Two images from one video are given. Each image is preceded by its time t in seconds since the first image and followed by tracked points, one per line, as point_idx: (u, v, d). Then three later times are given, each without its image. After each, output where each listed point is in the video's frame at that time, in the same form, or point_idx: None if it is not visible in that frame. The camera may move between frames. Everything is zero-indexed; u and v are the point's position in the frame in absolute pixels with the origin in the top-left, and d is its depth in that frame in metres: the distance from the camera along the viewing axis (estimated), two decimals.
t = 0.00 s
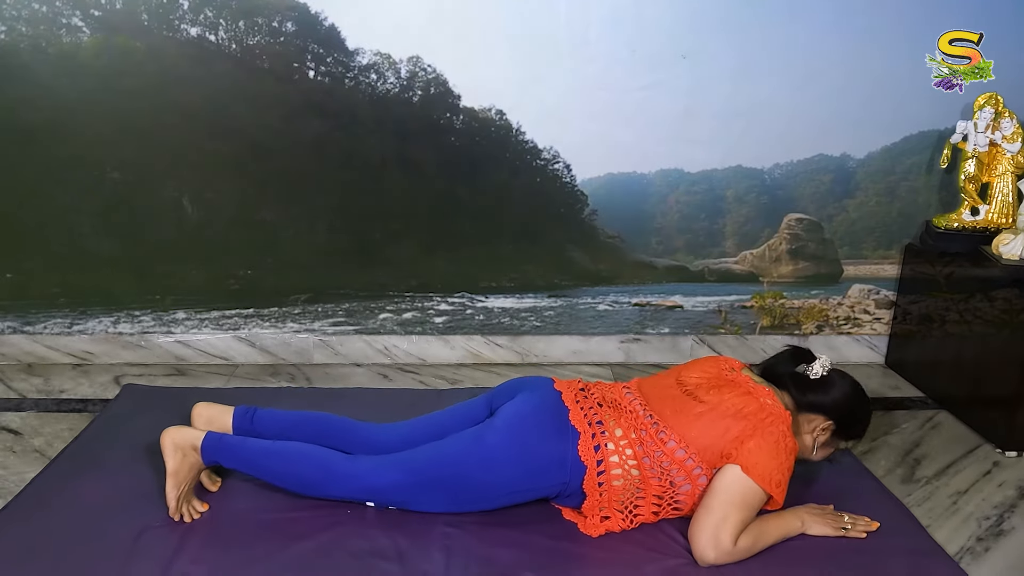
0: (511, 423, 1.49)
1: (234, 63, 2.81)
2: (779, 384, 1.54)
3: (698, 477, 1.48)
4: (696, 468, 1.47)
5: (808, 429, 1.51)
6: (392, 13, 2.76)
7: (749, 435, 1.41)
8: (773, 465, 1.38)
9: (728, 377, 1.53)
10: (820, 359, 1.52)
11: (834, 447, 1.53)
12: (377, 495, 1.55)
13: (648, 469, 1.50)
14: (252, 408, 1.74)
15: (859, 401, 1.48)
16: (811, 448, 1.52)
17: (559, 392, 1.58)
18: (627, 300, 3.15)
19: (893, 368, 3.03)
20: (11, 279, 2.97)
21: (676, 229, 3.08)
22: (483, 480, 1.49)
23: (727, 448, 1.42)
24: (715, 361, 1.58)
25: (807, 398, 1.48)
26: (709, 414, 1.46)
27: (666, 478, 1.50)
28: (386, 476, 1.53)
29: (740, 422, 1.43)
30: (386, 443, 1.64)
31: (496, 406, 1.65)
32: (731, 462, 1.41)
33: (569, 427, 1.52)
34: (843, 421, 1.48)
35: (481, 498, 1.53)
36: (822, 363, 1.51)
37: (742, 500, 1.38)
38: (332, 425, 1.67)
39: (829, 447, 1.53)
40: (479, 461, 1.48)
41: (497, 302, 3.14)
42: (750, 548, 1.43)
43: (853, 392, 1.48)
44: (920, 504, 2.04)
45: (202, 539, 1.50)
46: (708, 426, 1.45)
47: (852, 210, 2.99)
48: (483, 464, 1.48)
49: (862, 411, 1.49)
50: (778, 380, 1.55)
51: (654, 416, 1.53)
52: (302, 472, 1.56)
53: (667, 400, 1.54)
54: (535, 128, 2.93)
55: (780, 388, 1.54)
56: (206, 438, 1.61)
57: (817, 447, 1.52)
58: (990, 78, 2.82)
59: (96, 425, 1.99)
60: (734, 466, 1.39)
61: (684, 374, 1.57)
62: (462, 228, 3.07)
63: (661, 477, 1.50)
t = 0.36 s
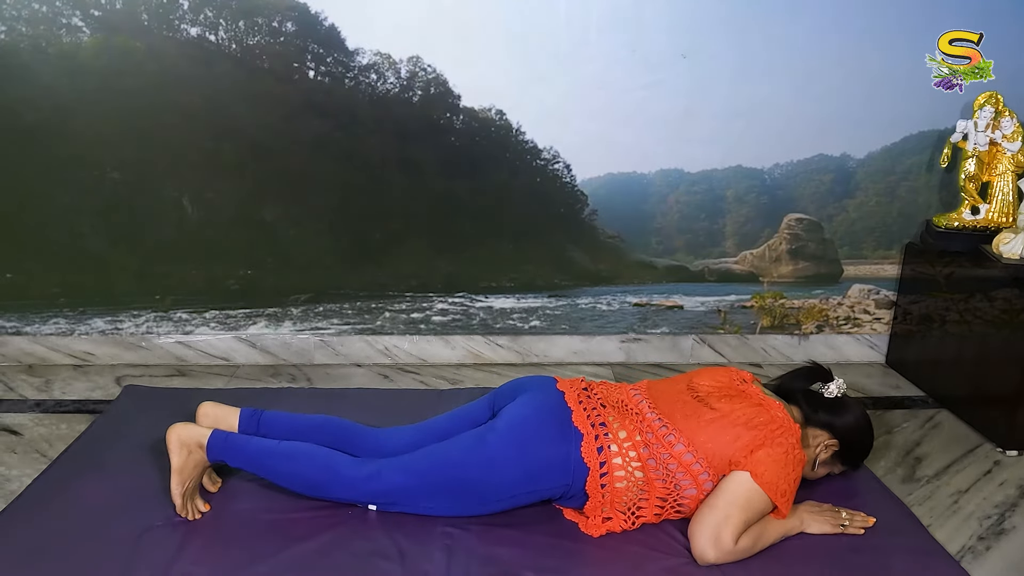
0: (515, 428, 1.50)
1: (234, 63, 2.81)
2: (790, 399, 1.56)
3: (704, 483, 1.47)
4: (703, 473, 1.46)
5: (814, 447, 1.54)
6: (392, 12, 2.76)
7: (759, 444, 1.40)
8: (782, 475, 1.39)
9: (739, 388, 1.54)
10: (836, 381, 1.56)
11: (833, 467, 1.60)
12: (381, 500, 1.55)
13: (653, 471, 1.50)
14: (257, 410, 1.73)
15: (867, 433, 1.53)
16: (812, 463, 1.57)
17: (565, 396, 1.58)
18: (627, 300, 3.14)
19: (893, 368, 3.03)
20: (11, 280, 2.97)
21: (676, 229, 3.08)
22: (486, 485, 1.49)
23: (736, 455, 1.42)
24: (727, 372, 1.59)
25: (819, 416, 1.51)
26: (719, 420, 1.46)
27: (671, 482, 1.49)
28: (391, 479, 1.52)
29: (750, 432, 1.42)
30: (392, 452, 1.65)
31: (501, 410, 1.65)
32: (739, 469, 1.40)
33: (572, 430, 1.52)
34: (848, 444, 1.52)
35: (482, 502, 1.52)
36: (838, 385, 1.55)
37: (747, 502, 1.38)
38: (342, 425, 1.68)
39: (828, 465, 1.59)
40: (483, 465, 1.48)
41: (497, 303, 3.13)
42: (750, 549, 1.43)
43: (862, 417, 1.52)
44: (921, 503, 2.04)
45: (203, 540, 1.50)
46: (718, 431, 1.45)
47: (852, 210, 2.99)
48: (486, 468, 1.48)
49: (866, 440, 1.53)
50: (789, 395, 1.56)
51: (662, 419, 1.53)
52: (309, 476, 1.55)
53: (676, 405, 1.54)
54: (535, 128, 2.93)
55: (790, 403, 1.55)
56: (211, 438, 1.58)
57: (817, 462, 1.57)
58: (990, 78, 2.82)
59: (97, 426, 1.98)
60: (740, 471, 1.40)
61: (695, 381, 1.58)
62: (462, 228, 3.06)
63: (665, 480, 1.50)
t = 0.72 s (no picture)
0: (515, 428, 1.50)
1: (234, 63, 2.81)
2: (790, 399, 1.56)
3: (704, 483, 1.47)
4: (703, 473, 1.46)
5: (814, 447, 1.54)
6: (392, 12, 2.76)
7: (759, 444, 1.40)
8: (782, 475, 1.39)
9: (740, 389, 1.54)
10: (836, 381, 1.56)
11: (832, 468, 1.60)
12: (382, 501, 1.55)
13: (653, 470, 1.50)
14: (256, 410, 1.73)
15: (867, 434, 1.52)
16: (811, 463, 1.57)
17: (564, 396, 1.58)
18: (627, 300, 3.14)
19: (893, 368, 3.02)
20: (11, 281, 2.97)
21: (676, 229, 3.07)
22: (486, 485, 1.49)
23: (736, 455, 1.42)
24: (727, 372, 1.60)
25: (819, 416, 1.51)
26: (719, 420, 1.46)
27: (671, 482, 1.49)
28: (391, 479, 1.53)
29: (750, 432, 1.42)
30: (391, 452, 1.65)
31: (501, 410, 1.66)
32: (738, 469, 1.40)
33: (572, 430, 1.52)
34: (849, 444, 1.52)
35: (482, 502, 1.52)
36: (838, 385, 1.55)
37: (748, 502, 1.39)
38: (341, 425, 1.68)
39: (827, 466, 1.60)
40: (483, 466, 1.48)
41: (497, 303, 3.14)
42: (750, 548, 1.43)
43: (862, 417, 1.51)
44: (921, 503, 2.04)
45: (203, 540, 1.50)
46: (718, 431, 1.45)
47: (852, 210, 2.99)
48: (486, 468, 1.48)
49: (866, 440, 1.53)
50: (789, 395, 1.56)
51: (662, 419, 1.53)
52: (311, 475, 1.55)
53: (677, 404, 1.54)
54: (535, 128, 2.93)
55: (790, 403, 1.55)
56: (211, 440, 1.58)
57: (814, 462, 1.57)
58: (990, 78, 2.82)
59: (96, 426, 1.98)
60: (740, 473, 1.40)
61: (696, 381, 1.58)
62: (462, 228, 3.06)
63: (666, 479, 1.49)
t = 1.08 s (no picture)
0: (517, 431, 1.49)
1: (234, 63, 2.81)
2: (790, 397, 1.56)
3: (707, 480, 1.47)
4: (706, 470, 1.46)
5: (813, 445, 1.52)
6: (392, 12, 2.76)
7: (762, 443, 1.40)
8: (785, 472, 1.40)
9: (743, 387, 1.54)
10: (834, 379, 1.58)
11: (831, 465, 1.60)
12: (379, 495, 1.55)
13: (655, 469, 1.49)
14: (259, 403, 1.79)
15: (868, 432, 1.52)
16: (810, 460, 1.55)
17: (565, 397, 1.57)
18: (627, 300, 3.14)
19: (893, 367, 3.02)
20: (11, 279, 2.96)
21: (676, 229, 3.07)
22: (489, 485, 1.49)
23: (740, 453, 1.42)
24: (730, 370, 1.59)
25: (817, 414, 1.51)
26: (722, 419, 1.46)
27: (674, 479, 1.49)
28: (391, 473, 1.53)
29: (754, 430, 1.42)
30: (391, 448, 1.66)
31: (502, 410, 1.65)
32: (742, 467, 1.41)
33: (572, 432, 1.51)
34: (849, 441, 1.52)
35: (485, 502, 1.52)
36: (836, 382, 1.57)
37: (749, 499, 1.39)
38: (345, 422, 1.70)
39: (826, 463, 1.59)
40: (485, 466, 1.48)
41: (497, 303, 3.14)
42: (751, 545, 1.43)
43: (862, 415, 1.51)
44: (921, 501, 2.04)
45: (203, 537, 1.49)
46: (721, 431, 1.45)
47: (852, 210, 2.99)
48: (489, 468, 1.48)
49: (867, 438, 1.53)
50: (788, 393, 1.57)
51: (664, 415, 1.53)
52: (312, 471, 1.55)
53: (680, 402, 1.54)
54: (534, 128, 2.94)
55: (789, 402, 1.56)
56: (216, 435, 1.61)
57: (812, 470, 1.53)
58: (990, 78, 2.82)
59: (96, 422, 1.98)
60: (745, 471, 1.40)
61: (699, 377, 1.58)
62: (463, 227, 3.06)
63: (668, 477, 1.49)
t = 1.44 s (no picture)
0: (512, 434, 1.49)
1: (234, 63, 2.81)
2: (786, 397, 1.55)
3: (704, 481, 1.47)
4: (704, 471, 1.46)
5: (808, 446, 1.53)
6: (392, 13, 2.76)
7: (760, 445, 1.40)
8: (784, 473, 1.40)
9: (740, 388, 1.53)
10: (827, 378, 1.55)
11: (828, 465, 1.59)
12: (378, 499, 1.55)
13: (652, 470, 1.49)
14: (258, 404, 1.80)
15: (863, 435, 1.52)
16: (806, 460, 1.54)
17: (561, 400, 1.57)
18: (626, 300, 3.14)
19: (893, 367, 3.02)
20: (11, 279, 2.97)
21: (676, 229, 3.07)
22: (485, 488, 1.49)
23: (737, 455, 1.42)
24: (727, 371, 1.59)
25: (811, 415, 1.51)
26: (718, 420, 1.46)
27: (671, 480, 1.49)
28: (388, 474, 1.54)
29: (751, 432, 1.42)
30: (389, 449, 1.66)
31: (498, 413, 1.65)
32: (739, 469, 1.41)
33: (567, 433, 1.52)
34: (845, 444, 1.52)
35: (482, 505, 1.53)
36: (829, 382, 1.53)
37: (748, 501, 1.39)
38: (342, 422, 1.71)
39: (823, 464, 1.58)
40: (481, 469, 1.48)
41: (497, 303, 3.14)
42: (749, 547, 1.43)
43: (856, 416, 1.51)
44: (919, 503, 2.04)
45: (203, 538, 1.50)
46: (717, 432, 1.45)
47: (852, 210, 2.99)
48: (485, 471, 1.48)
49: (862, 439, 1.53)
50: (782, 394, 1.57)
51: (661, 416, 1.53)
52: (309, 478, 1.56)
53: (676, 403, 1.53)
54: (534, 128, 2.94)
55: (784, 402, 1.55)
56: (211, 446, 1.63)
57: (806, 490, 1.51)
58: (990, 79, 2.82)
59: (96, 422, 1.98)
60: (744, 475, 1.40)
61: (696, 378, 1.58)
62: (463, 227, 3.07)
63: (666, 478, 1.49)
